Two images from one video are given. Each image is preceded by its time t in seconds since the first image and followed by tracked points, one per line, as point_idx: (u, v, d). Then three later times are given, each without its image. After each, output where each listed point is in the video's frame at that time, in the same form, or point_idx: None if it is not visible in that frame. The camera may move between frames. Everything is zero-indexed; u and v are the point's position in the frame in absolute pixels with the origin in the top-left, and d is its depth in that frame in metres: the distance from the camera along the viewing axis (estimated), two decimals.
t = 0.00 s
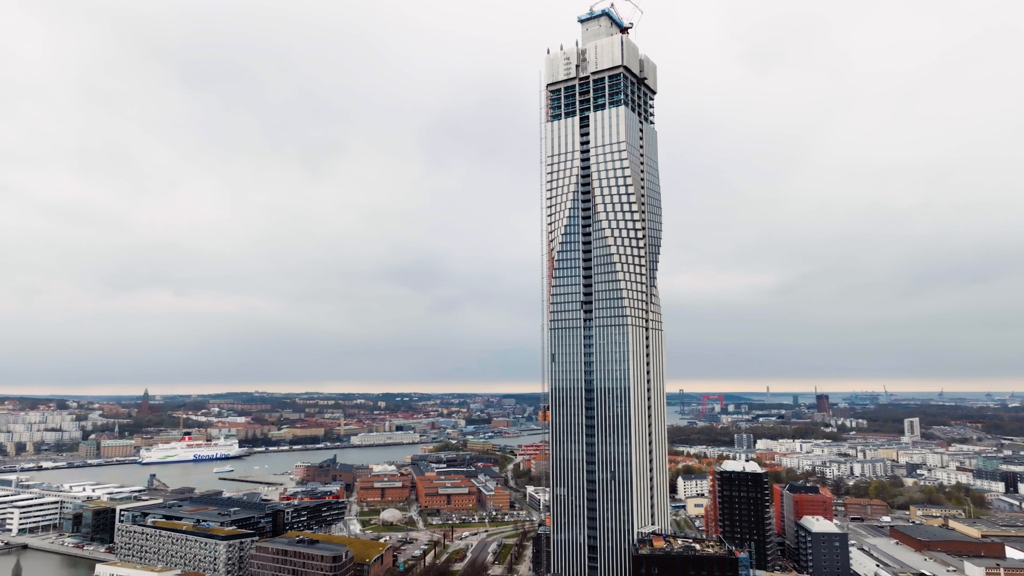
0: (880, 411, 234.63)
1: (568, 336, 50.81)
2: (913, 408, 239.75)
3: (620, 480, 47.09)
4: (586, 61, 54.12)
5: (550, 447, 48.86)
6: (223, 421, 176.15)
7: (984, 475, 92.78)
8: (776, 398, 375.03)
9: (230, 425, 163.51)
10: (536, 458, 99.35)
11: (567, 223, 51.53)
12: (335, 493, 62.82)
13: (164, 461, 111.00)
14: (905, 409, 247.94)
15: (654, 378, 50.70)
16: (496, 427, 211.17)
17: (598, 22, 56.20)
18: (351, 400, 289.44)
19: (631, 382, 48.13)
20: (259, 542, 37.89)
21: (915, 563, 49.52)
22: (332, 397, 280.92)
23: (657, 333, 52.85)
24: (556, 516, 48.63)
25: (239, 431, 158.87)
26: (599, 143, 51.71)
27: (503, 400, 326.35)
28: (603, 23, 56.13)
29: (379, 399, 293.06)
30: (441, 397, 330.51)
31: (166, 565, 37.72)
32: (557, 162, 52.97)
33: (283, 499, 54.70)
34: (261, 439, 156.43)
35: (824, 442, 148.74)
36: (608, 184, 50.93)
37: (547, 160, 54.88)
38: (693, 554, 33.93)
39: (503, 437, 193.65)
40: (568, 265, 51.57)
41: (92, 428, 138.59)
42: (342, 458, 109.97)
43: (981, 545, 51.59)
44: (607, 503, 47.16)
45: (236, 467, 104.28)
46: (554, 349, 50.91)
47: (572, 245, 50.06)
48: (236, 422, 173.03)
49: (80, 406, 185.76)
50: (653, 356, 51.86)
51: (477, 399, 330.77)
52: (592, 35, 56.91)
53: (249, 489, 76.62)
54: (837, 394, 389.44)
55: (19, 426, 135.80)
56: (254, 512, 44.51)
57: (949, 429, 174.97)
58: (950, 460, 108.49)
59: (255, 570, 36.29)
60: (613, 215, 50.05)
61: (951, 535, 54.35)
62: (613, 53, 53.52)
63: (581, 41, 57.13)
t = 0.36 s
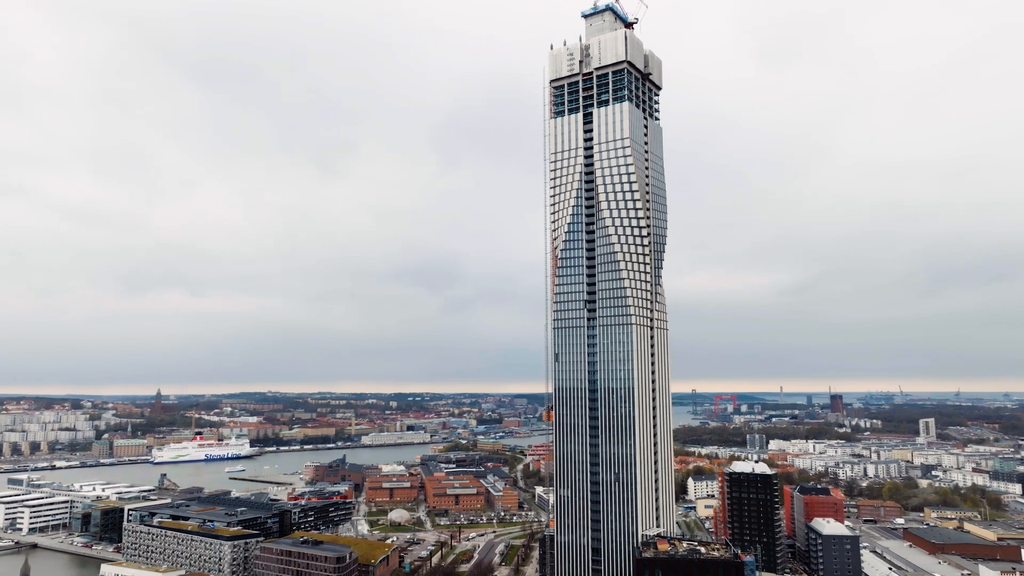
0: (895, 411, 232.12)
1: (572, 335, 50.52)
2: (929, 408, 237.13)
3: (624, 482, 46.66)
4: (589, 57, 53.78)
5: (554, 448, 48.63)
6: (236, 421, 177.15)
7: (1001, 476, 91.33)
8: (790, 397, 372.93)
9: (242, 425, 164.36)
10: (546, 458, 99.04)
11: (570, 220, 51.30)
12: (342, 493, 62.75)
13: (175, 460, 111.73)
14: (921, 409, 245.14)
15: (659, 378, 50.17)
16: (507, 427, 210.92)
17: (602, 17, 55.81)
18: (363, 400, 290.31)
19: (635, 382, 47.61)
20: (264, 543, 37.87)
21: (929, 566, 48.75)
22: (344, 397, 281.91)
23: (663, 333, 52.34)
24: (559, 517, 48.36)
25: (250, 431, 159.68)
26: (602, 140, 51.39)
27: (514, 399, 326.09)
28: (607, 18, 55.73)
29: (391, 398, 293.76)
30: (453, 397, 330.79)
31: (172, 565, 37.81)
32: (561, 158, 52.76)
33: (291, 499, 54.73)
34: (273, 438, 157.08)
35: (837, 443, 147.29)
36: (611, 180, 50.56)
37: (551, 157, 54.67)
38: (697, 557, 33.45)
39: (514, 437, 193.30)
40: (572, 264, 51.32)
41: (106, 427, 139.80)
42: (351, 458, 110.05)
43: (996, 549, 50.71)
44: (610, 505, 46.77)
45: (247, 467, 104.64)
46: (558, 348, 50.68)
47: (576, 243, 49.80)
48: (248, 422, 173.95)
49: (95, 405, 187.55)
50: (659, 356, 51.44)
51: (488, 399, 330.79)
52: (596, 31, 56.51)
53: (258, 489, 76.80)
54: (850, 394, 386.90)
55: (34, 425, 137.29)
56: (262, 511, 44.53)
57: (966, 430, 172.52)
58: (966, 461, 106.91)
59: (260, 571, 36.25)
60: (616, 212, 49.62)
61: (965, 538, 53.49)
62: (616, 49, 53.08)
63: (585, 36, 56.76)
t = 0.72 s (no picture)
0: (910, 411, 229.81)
1: (575, 335, 50.23)
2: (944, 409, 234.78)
3: (628, 483, 46.24)
4: (592, 52, 53.32)
5: (556, 448, 48.40)
6: (247, 420, 178.10)
7: (1017, 478, 89.92)
8: (803, 397, 371.63)
9: (253, 425, 165.18)
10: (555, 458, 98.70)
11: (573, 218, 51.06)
12: (350, 493, 62.72)
13: (186, 459, 112.44)
14: (936, 409, 242.57)
15: (663, 379, 49.76)
16: (518, 427, 210.60)
17: (605, 12, 55.34)
18: (374, 400, 291.07)
19: (638, 382, 47.15)
20: (267, 544, 37.79)
21: (942, 569, 48.06)
22: (355, 398, 282.80)
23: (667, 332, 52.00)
24: (562, 520, 48.12)
25: (262, 431, 160.46)
26: (605, 136, 51.04)
27: (525, 400, 325.91)
28: (611, 13, 55.23)
29: (402, 399, 294.34)
30: (464, 397, 331.10)
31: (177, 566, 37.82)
32: (564, 155, 52.52)
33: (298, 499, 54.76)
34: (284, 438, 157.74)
35: (850, 443, 145.98)
36: (614, 177, 50.22)
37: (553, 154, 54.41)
38: (701, 560, 33.05)
39: (525, 437, 192.91)
40: (575, 262, 51.11)
41: (118, 427, 140.94)
42: (361, 458, 110.20)
43: (1011, 552, 49.91)
44: (614, 507, 46.40)
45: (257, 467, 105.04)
46: (561, 348, 50.43)
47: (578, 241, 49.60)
48: (259, 422, 174.76)
49: (108, 405, 189.28)
50: (663, 355, 51.06)
51: (499, 399, 330.95)
52: (599, 25, 56.05)
53: (266, 489, 76.94)
54: (864, 394, 384.66)
55: (48, 425, 138.69)
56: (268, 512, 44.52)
57: (983, 431, 170.15)
58: (982, 462, 105.43)
59: (263, 571, 36.19)
60: (619, 210, 49.28)
61: (979, 541, 52.61)
62: (619, 43, 52.56)
63: (587, 31, 56.28)
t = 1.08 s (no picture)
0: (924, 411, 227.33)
1: (577, 334, 49.83)
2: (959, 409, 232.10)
3: (631, 485, 45.86)
4: (594, 47, 52.88)
5: (559, 449, 48.09)
6: (258, 420, 178.87)
7: None
8: (815, 398, 369.18)
9: (263, 425, 165.92)
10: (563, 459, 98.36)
11: (575, 216, 50.64)
12: (357, 493, 62.67)
13: (196, 459, 113.06)
14: (951, 409, 239.84)
15: (666, 378, 49.36)
16: (527, 427, 210.23)
17: (608, 6, 54.89)
18: (384, 400, 291.79)
19: (641, 382, 46.68)
20: (270, 544, 37.71)
21: (955, 573, 47.25)
22: (365, 398, 283.62)
23: (671, 330, 51.62)
24: (564, 522, 47.89)
25: (271, 431, 161.21)
26: (608, 132, 50.59)
27: (536, 400, 325.56)
28: (613, 8, 54.78)
29: (412, 399, 294.97)
30: (475, 397, 331.23)
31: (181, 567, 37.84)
32: (566, 152, 52.09)
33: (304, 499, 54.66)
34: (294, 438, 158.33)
35: (863, 444, 144.50)
36: (616, 174, 49.77)
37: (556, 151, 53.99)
38: (704, 564, 32.49)
39: (535, 438, 192.54)
40: (577, 261, 50.74)
41: (129, 426, 141.89)
42: (369, 458, 110.27)
43: None
44: (617, 508, 46.07)
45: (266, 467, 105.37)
46: (563, 348, 50.07)
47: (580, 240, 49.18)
48: (269, 422, 175.52)
49: (122, 404, 190.80)
50: (667, 354, 50.55)
51: (509, 399, 330.64)
52: (601, 20, 55.62)
53: (274, 489, 77.07)
54: (877, 394, 381.82)
55: (60, 424, 139.87)
56: (273, 511, 44.44)
57: (999, 431, 167.92)
58: (998, 464, 103.91)
59: (266, 573, 36.15)
60: (622, 207, 48.83)
61: (994, 544, 51.70)
62: (622, 38, 52.07)
63: (590, 26, 55.85)
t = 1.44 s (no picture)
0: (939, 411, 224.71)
1: (579, 333, 49.53)
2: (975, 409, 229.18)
3: (633, 487, 45.44)
4: (597, 42, 52.50)
5: (560, 449, 47.82)
6: (268, 420, 179.66)
7: None
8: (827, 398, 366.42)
9: (274, 424, 166.58)
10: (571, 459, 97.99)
11: (577, 214, 50.36)
12: (363, 493, 62.64)
13: (206, 458, 113.64)
14: (966, 409, 236.86)
15: (669, 377, 48.92)
16: (537, 427, 209.77)
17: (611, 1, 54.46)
18: (395, 400, 292.29)
19: (644, 382, 46.28)
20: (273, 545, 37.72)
21: None
22: (376, 398, 284.33)
23: (674, 329, 51.16)
24: (566, 523, 47.61)
25: (281, 431, 161.85)
26: (610, 128, 50.26)
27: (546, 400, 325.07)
28: (616, 2, 54.34)
29: (422, 398, 295.34)
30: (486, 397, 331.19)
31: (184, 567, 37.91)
32: (568, 149, 51.80)
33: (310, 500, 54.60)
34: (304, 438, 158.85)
35: (876, 445, 142.98)
36: (619, 171, 49.42)
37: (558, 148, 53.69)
38: (707, 567, 31.98)
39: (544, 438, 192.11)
40: (579, 259, 50.46)
41: (140, 426, 142.87)
42: (378, 458, 110.33)
43: None
44: (619, 510, 45.67)
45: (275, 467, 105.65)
46: (565, 347, 49.80)
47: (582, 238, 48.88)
48: (280, 422, 176.19)
49: (134, 404, 192.29)
50: (669, 353, 50.21)
51: (520, 399, 330.27)
52: (605, 15, 55.21)
53: (282, 489, 77.24)
54: (891, 394, 378.60)
55: (73, 424, 141.12)
56: (278, 512, 44.49)
57: (1015, 432, 165.58)
58: (1014, 465, 102.33)
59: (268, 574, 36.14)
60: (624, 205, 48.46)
61: (1008, 547, 50.85)
62: (624, 33, 51.67)
63: (593, 21, 55.46)
